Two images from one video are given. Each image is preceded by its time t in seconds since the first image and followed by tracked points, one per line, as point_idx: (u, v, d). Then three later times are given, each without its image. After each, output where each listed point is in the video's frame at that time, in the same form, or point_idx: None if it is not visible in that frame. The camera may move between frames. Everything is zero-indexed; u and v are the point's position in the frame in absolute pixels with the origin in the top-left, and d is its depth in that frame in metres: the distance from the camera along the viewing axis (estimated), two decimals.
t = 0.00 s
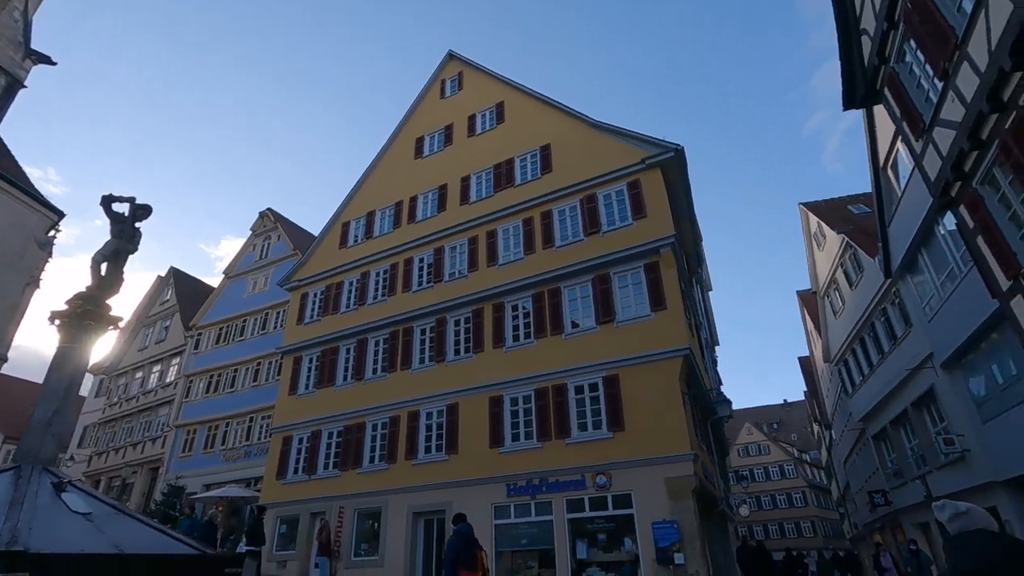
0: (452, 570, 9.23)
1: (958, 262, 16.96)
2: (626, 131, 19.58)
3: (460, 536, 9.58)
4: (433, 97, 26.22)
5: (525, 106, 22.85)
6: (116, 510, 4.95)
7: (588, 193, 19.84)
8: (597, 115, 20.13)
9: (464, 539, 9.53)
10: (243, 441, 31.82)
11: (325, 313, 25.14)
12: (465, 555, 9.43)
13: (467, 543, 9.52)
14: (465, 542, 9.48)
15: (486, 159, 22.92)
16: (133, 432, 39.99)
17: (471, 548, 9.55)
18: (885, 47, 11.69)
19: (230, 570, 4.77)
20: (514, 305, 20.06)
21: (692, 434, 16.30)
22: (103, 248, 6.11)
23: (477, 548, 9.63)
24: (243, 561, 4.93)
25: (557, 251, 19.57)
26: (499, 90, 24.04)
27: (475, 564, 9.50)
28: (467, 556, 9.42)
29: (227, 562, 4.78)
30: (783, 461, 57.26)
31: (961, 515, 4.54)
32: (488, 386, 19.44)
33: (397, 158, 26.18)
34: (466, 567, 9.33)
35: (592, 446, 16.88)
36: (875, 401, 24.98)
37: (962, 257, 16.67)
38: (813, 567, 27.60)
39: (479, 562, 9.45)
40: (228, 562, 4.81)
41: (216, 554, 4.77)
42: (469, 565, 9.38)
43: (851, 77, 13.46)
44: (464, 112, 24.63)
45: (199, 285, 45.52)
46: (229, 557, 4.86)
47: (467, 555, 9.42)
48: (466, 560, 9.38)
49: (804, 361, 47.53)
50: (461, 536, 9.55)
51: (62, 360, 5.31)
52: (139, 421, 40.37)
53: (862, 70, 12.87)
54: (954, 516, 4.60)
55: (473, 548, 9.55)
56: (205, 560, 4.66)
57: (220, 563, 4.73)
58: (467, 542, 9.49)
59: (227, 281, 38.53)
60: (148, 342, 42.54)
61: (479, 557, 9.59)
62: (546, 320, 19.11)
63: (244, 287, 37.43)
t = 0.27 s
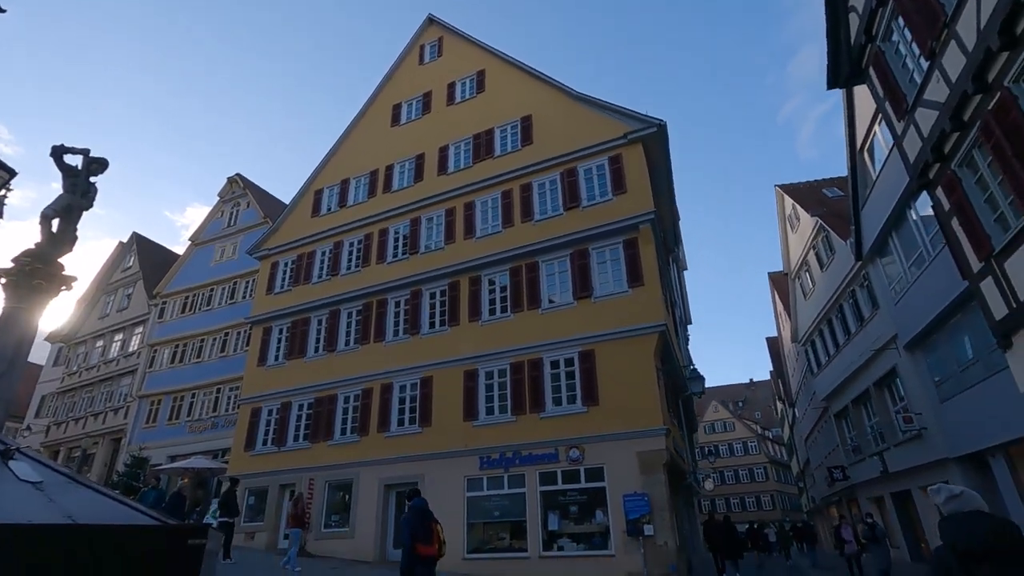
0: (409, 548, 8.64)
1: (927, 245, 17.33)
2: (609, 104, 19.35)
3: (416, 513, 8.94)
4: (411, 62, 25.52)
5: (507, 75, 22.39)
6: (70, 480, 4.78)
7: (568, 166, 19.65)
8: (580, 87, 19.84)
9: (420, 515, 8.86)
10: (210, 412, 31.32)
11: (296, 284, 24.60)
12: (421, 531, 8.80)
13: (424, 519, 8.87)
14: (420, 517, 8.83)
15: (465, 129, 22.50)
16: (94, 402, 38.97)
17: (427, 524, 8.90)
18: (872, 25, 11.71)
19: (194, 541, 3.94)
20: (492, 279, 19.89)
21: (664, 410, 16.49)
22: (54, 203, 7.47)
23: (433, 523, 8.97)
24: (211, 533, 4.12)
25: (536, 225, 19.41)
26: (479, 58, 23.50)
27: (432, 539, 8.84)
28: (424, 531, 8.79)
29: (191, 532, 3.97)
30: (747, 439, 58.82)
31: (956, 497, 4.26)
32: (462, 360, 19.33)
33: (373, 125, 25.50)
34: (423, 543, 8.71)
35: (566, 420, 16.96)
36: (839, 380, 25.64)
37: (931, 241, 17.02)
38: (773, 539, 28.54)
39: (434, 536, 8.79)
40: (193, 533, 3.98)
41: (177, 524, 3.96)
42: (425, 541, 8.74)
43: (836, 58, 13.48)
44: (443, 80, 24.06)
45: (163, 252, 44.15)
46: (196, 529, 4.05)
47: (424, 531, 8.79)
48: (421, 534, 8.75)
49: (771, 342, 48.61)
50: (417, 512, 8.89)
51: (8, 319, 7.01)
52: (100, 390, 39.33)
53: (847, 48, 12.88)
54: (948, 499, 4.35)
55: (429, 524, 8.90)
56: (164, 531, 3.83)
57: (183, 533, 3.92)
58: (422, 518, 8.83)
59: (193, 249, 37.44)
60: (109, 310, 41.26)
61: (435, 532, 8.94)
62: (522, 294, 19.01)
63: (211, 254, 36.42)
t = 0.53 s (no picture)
0: (384, 525, 7.91)
1: (924, 230, 17.24)
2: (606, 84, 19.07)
3: (392, 489, 8.24)
4: (405, 41, 25.06)
5: (503, 54, 22.01)
6: (51, 460, 4.54)
7: (565, 147, 19.40)
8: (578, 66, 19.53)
9: (397, 491, 8.19)
10: (201, 396, 31.11)
11: (288, 266, 24.29)
12: (396, 506, 8.10)
13: (400, 495, 8.19)
14: (397, 492, 8.16)
15: (460, 109, 22.15)
16: (83, 385, 38.61)
17: (403, 500, 8.20)
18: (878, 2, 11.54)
19: (180, 524, 3.41)
20: (487, 262, 19.69)
21: (660, 393, 16.43)
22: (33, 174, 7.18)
23: (409, 499, 8.28)
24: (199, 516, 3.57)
25: (532, 207, 19.19)
26: (475, 36, 23.09)
27: (407, 514, 8.16)
28: (400, 506, 8.10)
29: (177, 514, 3.42)
30: (738, 424, 59.22)
31: (957, 474, 4.25)
32: (457, 343, 19.17)
33: (366, 104, 25.07)
34: (399, 519, 8.02)
35: (561, 404, 16.87)
36: (832, 366, 25.71)
37: (929, 226, 16.93)
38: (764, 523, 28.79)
39: (410, 512, 8.10)
40: (179, 515, 3.44)
41: (162, 505, 3.43)
42: (401, 517, 8.06)
43: (840, 37, 13.30)
44: (438, 59, 23.64)
45: (152, 234, 43.56)
46: (185, 510, 3.52)
47: (400, 507, 8.10)
48: (396, 509, 8.06)
49: (764, 328, 48.80)
50: (394, 488, 8.21)
51: None
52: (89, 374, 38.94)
53: (852, 28, 12.69)
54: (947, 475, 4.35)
55: (405, 499, 8.22)
56: (145, 514, 3.26)
57: (168, 516, 3.38)
58: (398, 493, 8.14)
59: (182, 230, 36.92)
60: (97, 293, 40.74)
61: (412, 508, 8.25)
62: (518, 277, 18.83)
63: (201, 236, 35.93)
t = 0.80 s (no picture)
0: (352, 512, 7.76)
1: (922, 215, 17.11)
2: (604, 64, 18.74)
3: (362, 476, 8.04)
4: (398, 19, 24.54)
5: (498, 33, 21.59)
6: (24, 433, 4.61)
7: (561, 128, 19.10)
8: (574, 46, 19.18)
9: (367, 478, 7.99)
10: (191, 381, 30.79)
11: (278, 249, 23.92)
12: (365, 492, 7.92)
13: (370, 482, 8.00)
14: (366, 479, 7.96)
15: (455, 89, 21.76)
16: (70, 370, 38.15)
17: (374, 487, 8.04)
18: None
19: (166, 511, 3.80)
20: (481, 245, 19.43)
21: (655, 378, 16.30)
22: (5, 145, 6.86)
23: (380, 485, 8.08)
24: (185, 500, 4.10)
25: (527, 189, 18.91)
26: (470, 14, 22.63)
27: (377, 501, 7.97)
28: (370, 493, 7.93)
29: (160, 499, 3.79)
30: (729, 411, 59.52)
31: (945, 464, 4.33)
32: (450, 327, 18.94)
33: (358, 84, 24.58)
34: (368, 506, 7.84)
35: (555, 389, 16.70)
36: (826, 352, 25.72)
37: (928, 211, 16.78)
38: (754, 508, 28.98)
39: (379, 499, 7.90)
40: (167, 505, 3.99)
41: (144, 487, 3.79)
42: (370, 504, 7.87)
43: (844, 15, 13.04)
44: (432, 37, 23.18)
45: (139, 217, 42.90)
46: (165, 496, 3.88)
47: (369, 494, 7.93)
48: (365, 496, 7.88)
49: (757, 316, 48.89)
50: (363, 475, 8.01)
51: None
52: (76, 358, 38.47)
53: (857, 5, 12.42)
54: (935, 462, 4.42)
55: (375, 486, 8.02)
56: (132, 495, 3.63)
57: (151, 497, 3.73)
58: (367, 479, 7.94)
59: (171, 213, 36.34)
60: (84, 276, 40.17)
61: (381, 494, 8.05)
62: (512, 260, 18.59)
63: (190, 219, 35.39)
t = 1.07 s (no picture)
0: (333, 489, 7.49)
1: (924, 200, 16.93)
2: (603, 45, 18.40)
3: (340, 455, 7.81)
4: None
5: (495, 13, 21.18)
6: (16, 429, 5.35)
7: (559, 111, 18.80)
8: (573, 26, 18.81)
9: (347, 457, 7.80)
10: (183, 367, 30.52)
11: (270, 233, 23.57)
12: (346, 470, 7.69)
13: (350, 460, 7.81)
14: (346, 457, 7.75)
15: (451, 71, 21.37)
16: (61, 356, 37.79)
17: (354, 466, 7.82)
18: None
19: (143, 494, 4.89)
20: (477, 230, 19.18)
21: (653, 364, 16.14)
22: None
23: (359, 464, 7.92)
24: (160, 486, 5.11)
25: (524, 173, 18.64)
26: None
27: (358, 479, 7.80)
28: (351, 472, 7.72)
29: (141, 486, 4.92)
30: (723, 400, 59.71)
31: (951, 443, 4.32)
32: (446, 313, 18.71)
33: (351, 65, 24.12)
34: (349, 485, 7.63)
35: (552, 375, 16.53)
36: (822, 340, 25.67)
37: (929, 196, 16.60)
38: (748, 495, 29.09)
39: (361, 476, 7.75)
40: (145, 487, 4.95)
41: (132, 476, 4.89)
42: (351, 482, 7.67)
43: None
44: (427, 17, 22.74)
45: (129, 201, 42.32)
46: (147, 482, 5.00)
47: (350, 472, 7.70)
48: (346, 474, 7.65)
49: (753, 304, 48.89)
50: (343, 453, 7.79)
51: None
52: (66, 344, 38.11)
53: None
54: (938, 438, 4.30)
55: (356, 464, 7.84)
56: (120, 491, 4.70)
57: (135, 486, 4.85)
58: (347, 457, 7.74)
59: (161, 197, 35.84)
60: (74, 262, 39.70)
61: (361, 472, 7.89)
62: (509, 245, 18.35)
63: (181, 204, 34.90)
